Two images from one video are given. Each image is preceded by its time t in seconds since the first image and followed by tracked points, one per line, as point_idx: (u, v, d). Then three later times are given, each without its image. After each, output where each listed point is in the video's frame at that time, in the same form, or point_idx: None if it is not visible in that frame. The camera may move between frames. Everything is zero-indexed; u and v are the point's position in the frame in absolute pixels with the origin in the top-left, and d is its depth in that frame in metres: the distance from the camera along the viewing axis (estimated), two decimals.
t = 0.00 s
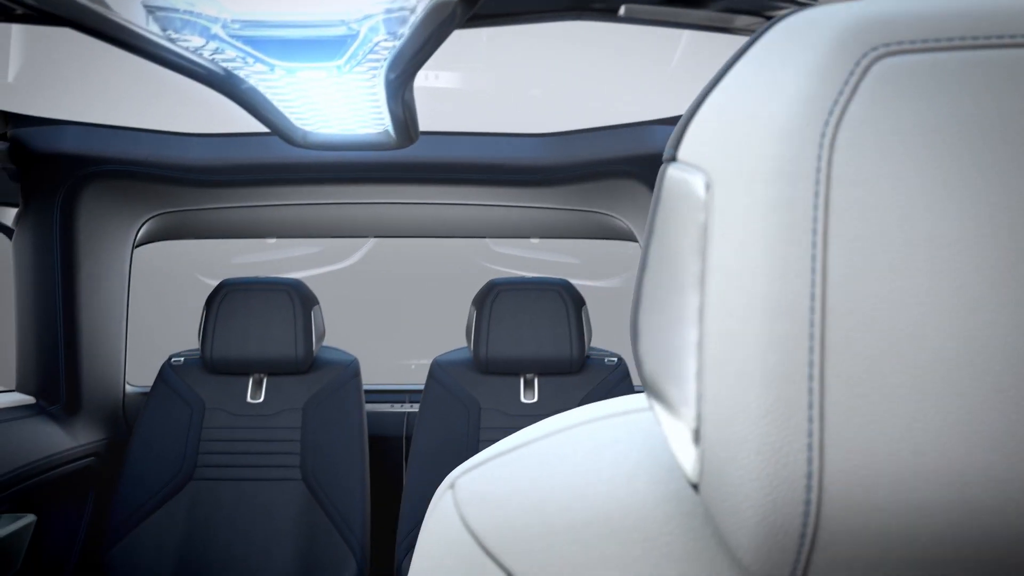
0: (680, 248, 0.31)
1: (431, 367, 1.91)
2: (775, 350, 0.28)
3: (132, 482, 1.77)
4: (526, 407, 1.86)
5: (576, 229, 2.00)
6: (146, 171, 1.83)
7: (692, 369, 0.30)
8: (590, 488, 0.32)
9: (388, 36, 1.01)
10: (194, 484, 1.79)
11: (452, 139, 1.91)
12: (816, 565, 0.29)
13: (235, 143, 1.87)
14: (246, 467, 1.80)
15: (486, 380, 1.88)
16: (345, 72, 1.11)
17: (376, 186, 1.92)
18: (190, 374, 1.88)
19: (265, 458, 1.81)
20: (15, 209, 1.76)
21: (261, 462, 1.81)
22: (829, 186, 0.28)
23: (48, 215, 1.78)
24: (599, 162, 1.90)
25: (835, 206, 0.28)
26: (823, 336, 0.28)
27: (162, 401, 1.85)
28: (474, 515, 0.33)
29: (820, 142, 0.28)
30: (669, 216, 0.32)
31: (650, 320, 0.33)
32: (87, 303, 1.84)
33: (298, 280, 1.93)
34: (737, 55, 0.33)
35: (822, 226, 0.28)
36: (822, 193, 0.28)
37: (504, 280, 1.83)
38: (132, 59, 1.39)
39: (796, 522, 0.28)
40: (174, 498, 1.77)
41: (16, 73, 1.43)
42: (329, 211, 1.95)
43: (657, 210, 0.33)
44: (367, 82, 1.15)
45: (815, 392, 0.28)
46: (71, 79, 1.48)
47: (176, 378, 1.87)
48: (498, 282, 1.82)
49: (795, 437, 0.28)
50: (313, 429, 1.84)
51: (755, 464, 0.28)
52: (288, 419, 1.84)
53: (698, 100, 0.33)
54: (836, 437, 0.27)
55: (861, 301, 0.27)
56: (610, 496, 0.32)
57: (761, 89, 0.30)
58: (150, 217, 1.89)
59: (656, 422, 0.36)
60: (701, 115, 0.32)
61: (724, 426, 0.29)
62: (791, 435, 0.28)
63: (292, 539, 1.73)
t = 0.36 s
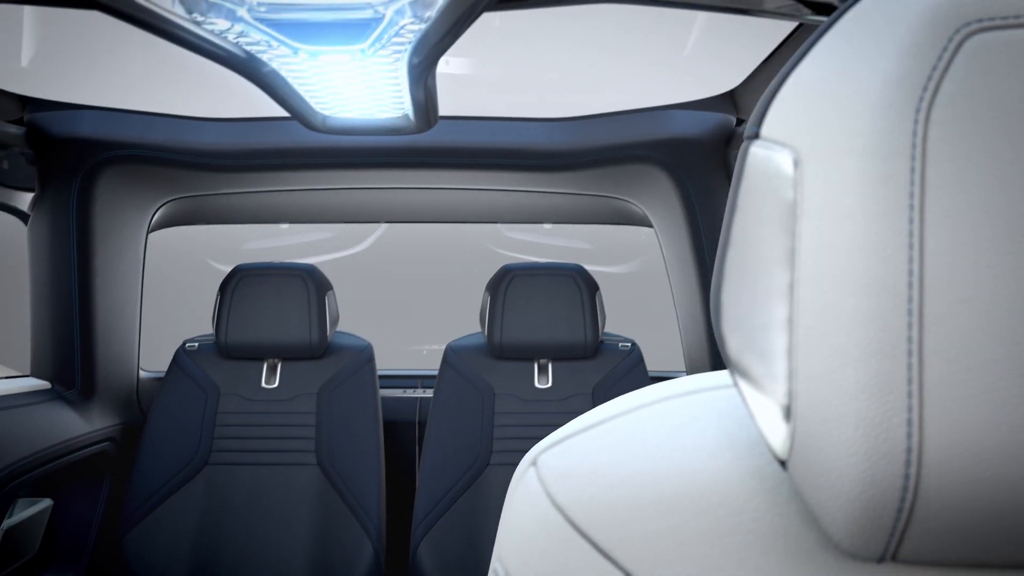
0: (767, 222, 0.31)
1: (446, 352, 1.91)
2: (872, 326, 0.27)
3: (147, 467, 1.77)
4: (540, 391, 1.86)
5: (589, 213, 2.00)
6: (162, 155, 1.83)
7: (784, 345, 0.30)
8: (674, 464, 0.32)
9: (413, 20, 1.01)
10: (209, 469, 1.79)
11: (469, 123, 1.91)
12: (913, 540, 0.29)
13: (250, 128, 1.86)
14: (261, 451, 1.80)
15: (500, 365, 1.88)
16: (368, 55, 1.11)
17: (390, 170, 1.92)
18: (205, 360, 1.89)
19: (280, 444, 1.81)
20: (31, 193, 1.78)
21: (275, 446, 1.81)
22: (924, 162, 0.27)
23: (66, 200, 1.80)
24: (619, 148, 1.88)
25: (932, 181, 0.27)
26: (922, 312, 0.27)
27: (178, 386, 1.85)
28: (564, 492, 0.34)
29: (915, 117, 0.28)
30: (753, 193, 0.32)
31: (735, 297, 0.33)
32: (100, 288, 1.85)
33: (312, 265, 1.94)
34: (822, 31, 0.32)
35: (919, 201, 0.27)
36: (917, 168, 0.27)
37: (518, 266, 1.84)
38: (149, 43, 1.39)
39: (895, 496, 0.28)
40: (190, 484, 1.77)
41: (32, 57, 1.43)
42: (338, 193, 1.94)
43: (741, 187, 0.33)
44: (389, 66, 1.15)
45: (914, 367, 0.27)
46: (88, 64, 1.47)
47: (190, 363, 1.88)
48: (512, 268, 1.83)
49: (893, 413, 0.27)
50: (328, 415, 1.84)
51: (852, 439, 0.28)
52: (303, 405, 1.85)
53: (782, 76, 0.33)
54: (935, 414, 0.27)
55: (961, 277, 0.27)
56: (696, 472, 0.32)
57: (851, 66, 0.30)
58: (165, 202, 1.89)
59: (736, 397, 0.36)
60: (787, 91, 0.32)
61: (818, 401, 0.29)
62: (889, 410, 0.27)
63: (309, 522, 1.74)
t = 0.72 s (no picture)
0: (849, 205, 0.31)
1: (459, 338, 1.91)
2: (971, 301, 0.27)
3: (163, 452, 1.78)
4: (554, 376, 1.86)
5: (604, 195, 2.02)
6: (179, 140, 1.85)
7: (873, 321, 0.30)
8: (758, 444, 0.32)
9: (440, 5, 1.01)
10: (224, 454, 1.79)
11: (486, 108, 1.90)
12: (1004, 517, 0.29)
13: (268, 113, 1.88)
14: (276, 437, 1.81)
15: (513, 351, 1.88)
16: (393, 39, 1.11)
17: (404, 155, 1.92)
18: (219, 345, 1.89)
19: (296, 429, 1.82)
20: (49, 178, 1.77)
21: (291, 431, 1.82)
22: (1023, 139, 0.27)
23: (83, 183, 1.80)
24: (635, 132, 1.88)
25: None
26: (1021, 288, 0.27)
27: (192, 371, 1.86)
28: (649, 469, 0.34)
29: (1013, 95, 0.27)
30: (832, 177, 0.31)
31: (811, 274, 0.32)
32: (115, 271, 1.86)
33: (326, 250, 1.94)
34: (905, 13, 0.32)
35: (1017, 180, 0.27)
36: (1016, 145, 0.27)
37: (532, 251, 1.84)
38: (167, 27, 1.39)
39: (992, 470, 0.28)
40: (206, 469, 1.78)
41: (50, 41, 1.42)
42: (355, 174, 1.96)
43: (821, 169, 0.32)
44: (411, 49, 1.15)
45: (1013, 343, 0.27)
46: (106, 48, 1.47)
47: (203, 348, 1.88)
48: (525, 254, 1.83)
49: (991, 386, 0.27)
50: (342, 400, 1.84)
51: (949, 411, 0.28)
52: (317, 389, 1.85)
53: (862, 58, 0.32)
54: None
55: None
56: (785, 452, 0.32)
57: (943, 47, 0.29)
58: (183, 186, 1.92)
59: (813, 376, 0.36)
60: (869, 71, 0.31)
61: (910, 375, 0.28)
62: (988, 383, 0.27)
63: (325, 508, 1.75)
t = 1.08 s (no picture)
0: (931, 183, 0.30)
1: (473, 323, 1.91)
2: None
3: (179, 438, 1.78)
4: (569, 361, 1.87)
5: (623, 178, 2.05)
6: (196, 125, 1.85)
7: (966, 303, 0.29)
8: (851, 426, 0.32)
9: None
10: (239, 439, 1.80)
11: (502, 94, 1.92)
12: None
13: (284, 97, 1.89)
14: (292, 422, 1.81)
15: (528, 335, 1.88)
16: (416, 23, 1.10)
17: (422, 138, 1.93)
18: (233, 331, 1.89)
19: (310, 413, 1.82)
20: (65, 163, 1.78)
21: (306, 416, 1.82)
22: None
23: (100, 167, 1.80)
24: (649, 117, 1.90)
25: None
26: None
27: (207, 356, 1.86)
28: (743, 444, 0.33)
29: None
30: (919, 151, 0.30)
31: (901, 252, 0.31)
32: (130, 255, 1.86)
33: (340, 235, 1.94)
34: None
35: None
36: None
37: (545, 236, 1.85)
38: (186, 10, 1.39)
39: None
40: (222, 453, 1.78)
41: (68, 26, 1.42)
42: (372, 156, 1.98)
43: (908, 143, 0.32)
44: (435, 34, 1.15)
45: None
46: (120, 32, 1.47)
47: (217, 332, 1.88)
48: (539, 240, 1.84)
49: None
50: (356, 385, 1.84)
51: None
52: (331, 374, 1.85)
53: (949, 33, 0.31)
54: None
55: None
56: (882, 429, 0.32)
57: None
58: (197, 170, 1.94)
59: (885, 354, 0.35)
60: (958, 41, 0.31)
61: (1006, 355, 0.28)
62: None
63: (341, 493, 1.76)
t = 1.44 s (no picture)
0: (1010, 158, 0.32)
1: (487, 308, 1.91)
2: None
3: (195, 422, 1.78)
4: (583, 346, 1.86)
5: (640, 166, 2.05)
6: (213, 109, 1.85)
7: None
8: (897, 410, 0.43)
9: None
10: (256, 423, 1.80)
11: (519, 77, 1.93)
12: None
13: (301, 81, 1.89)
14: (308, 407, 1.82)
15: (542, 320, 1.88)
16: (439, 7, 1.10)
17: (439, 123, 1.93)
18: (248, 316, 1.89)
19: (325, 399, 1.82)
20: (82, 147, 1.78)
21: (321, 400, 1.82)
22: None
23: (116, 152, 1.81)
24: (666, 102, 1.89)
25: None
26: None
27: (221, 341, 1.86)
28: (823, 429, 0.44)
29: None
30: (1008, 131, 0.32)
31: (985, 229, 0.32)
32: (144, 240, 1.86)
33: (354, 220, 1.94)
34: None
35: None
36: None
37: (559, 222, 1.85)
38: None
39: None
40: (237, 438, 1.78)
41: (84, 10, 1.42)
42: (387, 141, 1.98)
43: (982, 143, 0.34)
44: (459, 18, 1.15)
45: None
46: (138, 16, 1.47)
47: (232, 317, 1.88)
48: (554, 224, 1.84)
49: None
50: (370, 371, 1.84)
51: None
52: (345, 359, 1.85)
53: None
54: None
55: None
56: (924, 409, 0.42)
57: None
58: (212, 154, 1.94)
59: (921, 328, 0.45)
60: None
61: None
62: None
63: (357, 477, 1.76)
